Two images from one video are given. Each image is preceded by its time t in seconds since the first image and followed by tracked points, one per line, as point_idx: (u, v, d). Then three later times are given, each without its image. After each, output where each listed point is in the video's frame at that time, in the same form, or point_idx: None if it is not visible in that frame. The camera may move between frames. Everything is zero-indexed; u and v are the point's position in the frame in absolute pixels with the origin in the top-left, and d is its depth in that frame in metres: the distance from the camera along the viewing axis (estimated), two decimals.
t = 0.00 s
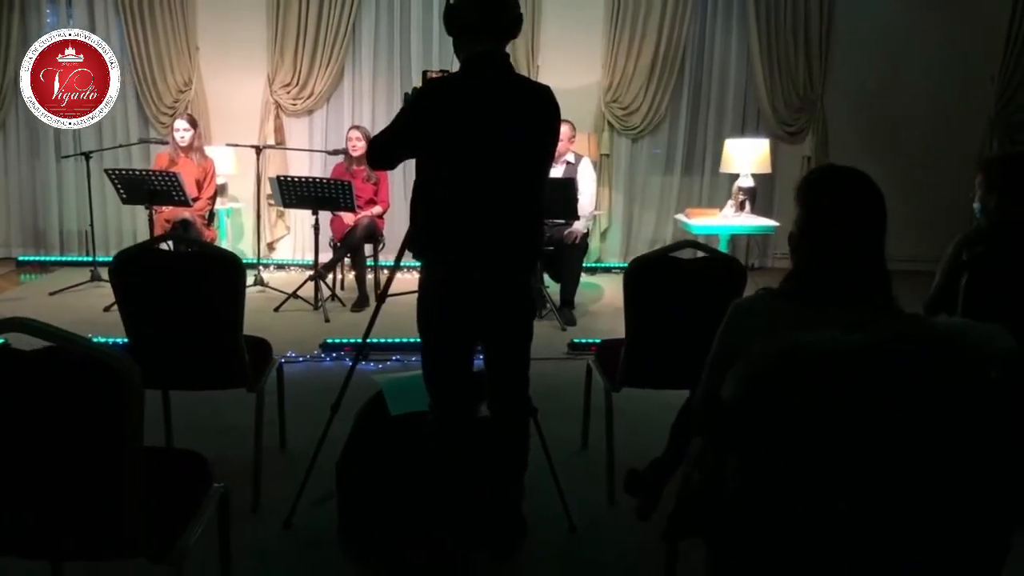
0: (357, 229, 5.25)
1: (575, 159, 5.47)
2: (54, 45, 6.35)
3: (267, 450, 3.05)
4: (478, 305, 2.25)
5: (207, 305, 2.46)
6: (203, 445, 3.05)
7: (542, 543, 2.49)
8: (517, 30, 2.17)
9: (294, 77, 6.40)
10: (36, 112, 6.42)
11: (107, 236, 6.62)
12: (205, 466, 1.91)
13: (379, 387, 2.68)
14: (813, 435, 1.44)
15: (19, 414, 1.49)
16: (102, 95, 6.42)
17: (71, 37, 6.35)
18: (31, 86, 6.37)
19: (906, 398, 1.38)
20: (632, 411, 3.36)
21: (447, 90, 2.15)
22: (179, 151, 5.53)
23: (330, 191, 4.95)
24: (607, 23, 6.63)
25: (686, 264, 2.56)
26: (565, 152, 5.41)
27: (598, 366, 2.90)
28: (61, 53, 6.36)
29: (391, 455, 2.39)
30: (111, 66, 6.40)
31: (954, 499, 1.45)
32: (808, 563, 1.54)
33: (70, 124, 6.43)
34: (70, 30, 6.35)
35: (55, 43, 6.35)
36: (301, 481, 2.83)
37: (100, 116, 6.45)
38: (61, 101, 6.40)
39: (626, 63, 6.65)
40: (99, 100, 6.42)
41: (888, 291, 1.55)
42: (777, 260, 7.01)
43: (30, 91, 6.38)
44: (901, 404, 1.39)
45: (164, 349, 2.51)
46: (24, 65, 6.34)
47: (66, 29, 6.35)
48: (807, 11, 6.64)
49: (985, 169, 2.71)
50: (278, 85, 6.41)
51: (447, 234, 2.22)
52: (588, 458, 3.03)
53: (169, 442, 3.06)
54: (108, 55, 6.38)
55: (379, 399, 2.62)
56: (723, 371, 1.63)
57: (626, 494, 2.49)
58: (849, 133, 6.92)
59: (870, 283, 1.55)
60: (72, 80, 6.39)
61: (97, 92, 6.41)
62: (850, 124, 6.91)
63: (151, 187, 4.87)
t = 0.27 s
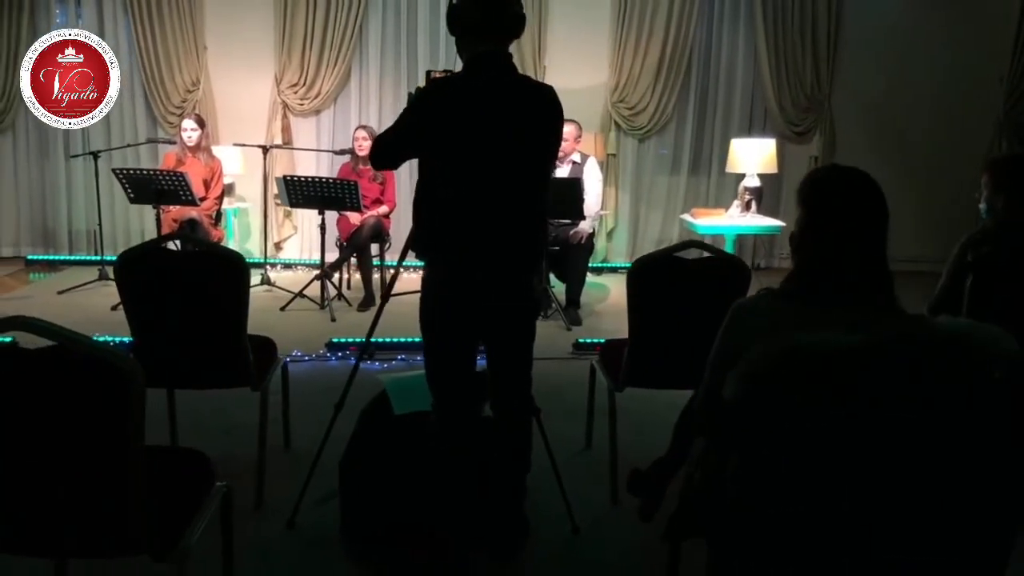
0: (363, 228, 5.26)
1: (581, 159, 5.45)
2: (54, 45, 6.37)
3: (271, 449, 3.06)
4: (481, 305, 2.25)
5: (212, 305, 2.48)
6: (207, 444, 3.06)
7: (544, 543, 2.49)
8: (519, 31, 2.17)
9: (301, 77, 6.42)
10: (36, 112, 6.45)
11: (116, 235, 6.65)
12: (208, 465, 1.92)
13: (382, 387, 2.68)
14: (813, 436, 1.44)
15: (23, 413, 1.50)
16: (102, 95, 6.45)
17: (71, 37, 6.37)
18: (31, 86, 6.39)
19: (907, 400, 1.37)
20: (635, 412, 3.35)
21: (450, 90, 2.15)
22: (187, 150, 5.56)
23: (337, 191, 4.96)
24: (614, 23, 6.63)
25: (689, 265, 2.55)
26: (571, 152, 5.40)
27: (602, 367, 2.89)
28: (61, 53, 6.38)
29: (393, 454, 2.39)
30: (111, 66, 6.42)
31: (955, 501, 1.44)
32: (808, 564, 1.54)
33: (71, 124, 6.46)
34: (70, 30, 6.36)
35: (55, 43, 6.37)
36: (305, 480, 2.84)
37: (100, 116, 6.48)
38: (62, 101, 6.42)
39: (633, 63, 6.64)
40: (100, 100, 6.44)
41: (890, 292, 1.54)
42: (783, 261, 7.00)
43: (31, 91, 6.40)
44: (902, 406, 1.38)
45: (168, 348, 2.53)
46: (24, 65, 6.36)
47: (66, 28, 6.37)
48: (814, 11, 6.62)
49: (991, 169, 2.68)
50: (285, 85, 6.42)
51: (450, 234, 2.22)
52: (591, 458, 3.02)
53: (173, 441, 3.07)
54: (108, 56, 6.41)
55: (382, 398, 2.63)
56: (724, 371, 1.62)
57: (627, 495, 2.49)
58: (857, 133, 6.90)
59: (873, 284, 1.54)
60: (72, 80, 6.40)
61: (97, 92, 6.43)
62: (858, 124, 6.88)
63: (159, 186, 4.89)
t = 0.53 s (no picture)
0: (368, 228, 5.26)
1: (587, 159, 5.44)
2: (54, 45, 6.38)
3: (272, 448, 3.05)
4: (480, 304, 2.24)
5: (212, 304, 2.47)
6: (208, 444, 3.06)
7: (545, 543, 2.48)
8: (520, 30, 2.15)
9: (307, 77, 6.42)
10: (36, 112, 6.46)
11: (122, 235, 6.67)
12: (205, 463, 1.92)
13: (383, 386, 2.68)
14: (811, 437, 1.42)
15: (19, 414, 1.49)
16: (102, 95, 6.45)
17: (71, 37, 6.37)
18: (31, 86, 6.41)
19: (905, 400, 1.36)
20: (638, 412, 3.34)
21: (450, 89, 2.14)
22: (193, 150, 5.57)
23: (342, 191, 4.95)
24: (620, 23, 6.61)
25: (691, 265, 2.54)
26: (576, 152, 5.38)
27: (604, 366, 2.88)
28: (61, 53, 6.39)
29: (394, 454, 2.38)
30: (111, 66, 6.43)
31: (947, 508, 1.43)
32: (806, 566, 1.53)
33: (71, 125, 6.46)
34: (70, 30, 6.37)
35: (55, 43, 6.38)
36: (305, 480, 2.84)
37: (101, 116, 6.48)
38: (62, 101, 6.43)
39: (640, 62, 6.62)
40: (100, 100, 6.44)
41: (890, 292, 1.53)
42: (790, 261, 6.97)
43: (31, 91, 6.41)
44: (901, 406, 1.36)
45: (168, 347, 2.53)
46: (24, 65, 6.38)
47: (66, 28, 6.38)
48: (823, 10, 6.58)
49: (996, 169, 2.65)
50: (291, 85, 6.43)
51: (449, 233, 2.21)
52: (593, 459, 3.01)
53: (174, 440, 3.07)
54: (108, 56, 6.41)
55: (382, 398, 2.62)
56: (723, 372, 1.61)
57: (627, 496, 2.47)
58: (866, 132, 6.86)
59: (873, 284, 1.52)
60: (72, 80, 6.41)
61: (97, 93, 6.43)
62: (867, 124, 6.84)
63: (164, 185, 4.89)
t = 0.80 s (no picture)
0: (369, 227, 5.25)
1: (588, 158, 5.42)
2: (54, 45, 6.39)
3: (268, 447, 3.04)
4: (474, 302, 2.23)
5: (206, 302, 2.47)
6: (204, 442, 3.05)
7: (539, 542, 2.47)
8: (513, 26, 2.14)
9: (310, 76, 6.42)
10: (36, 112, 6.49)
11: (125, 234, 6.69)
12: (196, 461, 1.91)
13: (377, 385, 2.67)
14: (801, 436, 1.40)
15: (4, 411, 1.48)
16: (102, 95, 6.47)
17: (71, 37, 6.39)
18: (31, 86, 6.43)
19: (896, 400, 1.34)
20: (635, 412, 3.32)
21: (442, 86, 2.13)
22: (195, 149, 5.57)
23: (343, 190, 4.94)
24: (624, 22, 6.59)
25: (687, 263, 2.52)
26: (578, 151, 5.37)
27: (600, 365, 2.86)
28: (61, 53, 6.41)
29: (387, 453, 2.37)
30: (111, 66, 6.45)
31: (939, 508, 1.41)
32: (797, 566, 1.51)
33: (70, 124, 6.48)
34: (70, 30, 6.38)
35: (55, 43, 6.39)
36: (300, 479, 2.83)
37: (100, 116, 6.50)
38: (62, 101, 6.46)
39: (643, 61, 6.60)
40: (100, 100, 6.47)
41: (882, 289, 1.51)
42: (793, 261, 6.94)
43: (31, 91, 6.43)
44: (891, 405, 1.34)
45: (162, 345, 2.52)
46: (24, 65, 6.40)
47: (66, 28, 6.39)
48: (827, 9, 6.54)
49: (997, 166, 2.63)
50: (294, 84, 6.42)
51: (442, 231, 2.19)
52: (589, 458, 3.00)
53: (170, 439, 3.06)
54: (108, 55, 6.43)
55: (376, 397, 2.61)
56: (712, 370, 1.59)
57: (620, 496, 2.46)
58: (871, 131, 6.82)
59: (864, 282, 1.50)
60: (72, 80, 6.43)
61: (97, 92, 6.46)
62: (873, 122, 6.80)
63: (166, 184, 4.89)
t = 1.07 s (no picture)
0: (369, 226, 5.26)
1: (588, 157, 5.41)
2: (54, 45, 6.41)
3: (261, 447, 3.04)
4: (463, 300, 2.23)
5: (199, 301, 2.47)
6: (198, 441, 3.05)
7: (532, 541, 2.47)
8: (502, 24, 2.13)
9: (311, 76, 6.43)
10: (36, 112, 6.51)
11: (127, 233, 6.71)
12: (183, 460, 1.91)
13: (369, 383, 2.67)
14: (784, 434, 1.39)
15: None
16: (102, 95, 6.50)
17: (71, 37, 6.41)
18: (31, 86, 6.45)
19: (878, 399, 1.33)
20: (630, 412, 3.31)
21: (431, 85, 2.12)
22: (195, 148, 5.58)
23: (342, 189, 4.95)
24: (624, 22, 6.58)
25: (679, 262, 2.51)
26: (577, 150, 5.36)
27: (594, 364, 2.86)
28: (61, 53, 6.42)
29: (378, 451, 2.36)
30: (111, 66, 6.47)
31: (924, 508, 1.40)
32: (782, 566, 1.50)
33: (71, 124, 6.51)
34: (70, 30, 6.40)
35: (55, 43, 6.41)
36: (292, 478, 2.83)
37: (101, 116, 6.52)
38: (62, 101, 6.48)
39: (644, 60, 6.59)
40: (100, 100, 6.49)
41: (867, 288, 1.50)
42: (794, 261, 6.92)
43: (31, 91, 6.45)
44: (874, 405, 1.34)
45: (155, 343, 2.52)
46: (24, 65, 6.42)
47: (66, 28, 6.41)
48: (829, 8, 6.53)
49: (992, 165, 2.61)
50: (295, 84, 6.44)
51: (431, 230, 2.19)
52: (583, 458, 2.99)
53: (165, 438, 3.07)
54: (108, 55, 6.45)
55: (369, 396, 2.61)
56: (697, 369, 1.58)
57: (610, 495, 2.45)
58: (873, 131, 6.80)
59: (848, 281, 1.49)
60: (72, 80, 6.45)
61: (97, 92, 6.48)
62: (875, 121, 6.78)
63: (166, 184, 4.91)
